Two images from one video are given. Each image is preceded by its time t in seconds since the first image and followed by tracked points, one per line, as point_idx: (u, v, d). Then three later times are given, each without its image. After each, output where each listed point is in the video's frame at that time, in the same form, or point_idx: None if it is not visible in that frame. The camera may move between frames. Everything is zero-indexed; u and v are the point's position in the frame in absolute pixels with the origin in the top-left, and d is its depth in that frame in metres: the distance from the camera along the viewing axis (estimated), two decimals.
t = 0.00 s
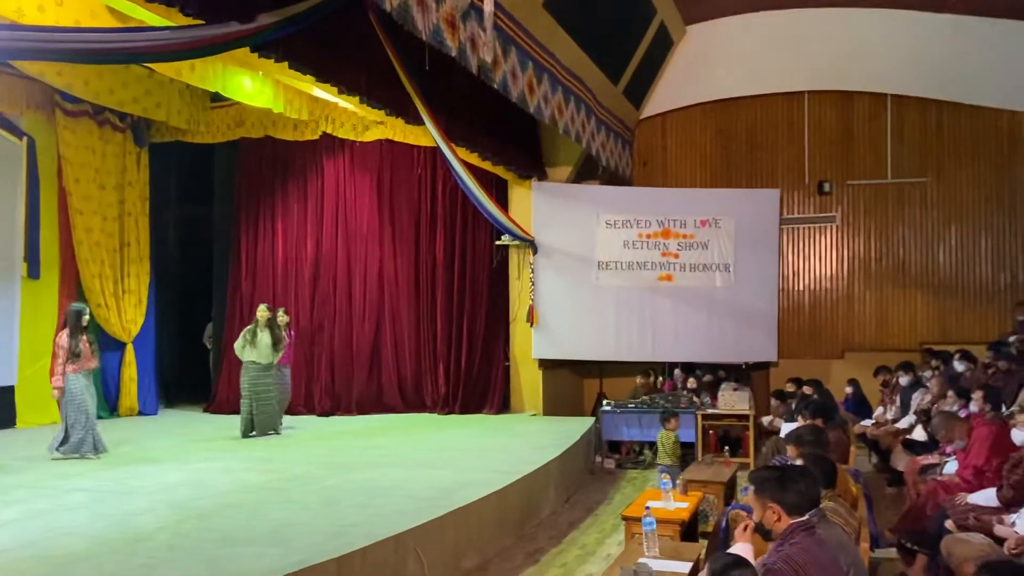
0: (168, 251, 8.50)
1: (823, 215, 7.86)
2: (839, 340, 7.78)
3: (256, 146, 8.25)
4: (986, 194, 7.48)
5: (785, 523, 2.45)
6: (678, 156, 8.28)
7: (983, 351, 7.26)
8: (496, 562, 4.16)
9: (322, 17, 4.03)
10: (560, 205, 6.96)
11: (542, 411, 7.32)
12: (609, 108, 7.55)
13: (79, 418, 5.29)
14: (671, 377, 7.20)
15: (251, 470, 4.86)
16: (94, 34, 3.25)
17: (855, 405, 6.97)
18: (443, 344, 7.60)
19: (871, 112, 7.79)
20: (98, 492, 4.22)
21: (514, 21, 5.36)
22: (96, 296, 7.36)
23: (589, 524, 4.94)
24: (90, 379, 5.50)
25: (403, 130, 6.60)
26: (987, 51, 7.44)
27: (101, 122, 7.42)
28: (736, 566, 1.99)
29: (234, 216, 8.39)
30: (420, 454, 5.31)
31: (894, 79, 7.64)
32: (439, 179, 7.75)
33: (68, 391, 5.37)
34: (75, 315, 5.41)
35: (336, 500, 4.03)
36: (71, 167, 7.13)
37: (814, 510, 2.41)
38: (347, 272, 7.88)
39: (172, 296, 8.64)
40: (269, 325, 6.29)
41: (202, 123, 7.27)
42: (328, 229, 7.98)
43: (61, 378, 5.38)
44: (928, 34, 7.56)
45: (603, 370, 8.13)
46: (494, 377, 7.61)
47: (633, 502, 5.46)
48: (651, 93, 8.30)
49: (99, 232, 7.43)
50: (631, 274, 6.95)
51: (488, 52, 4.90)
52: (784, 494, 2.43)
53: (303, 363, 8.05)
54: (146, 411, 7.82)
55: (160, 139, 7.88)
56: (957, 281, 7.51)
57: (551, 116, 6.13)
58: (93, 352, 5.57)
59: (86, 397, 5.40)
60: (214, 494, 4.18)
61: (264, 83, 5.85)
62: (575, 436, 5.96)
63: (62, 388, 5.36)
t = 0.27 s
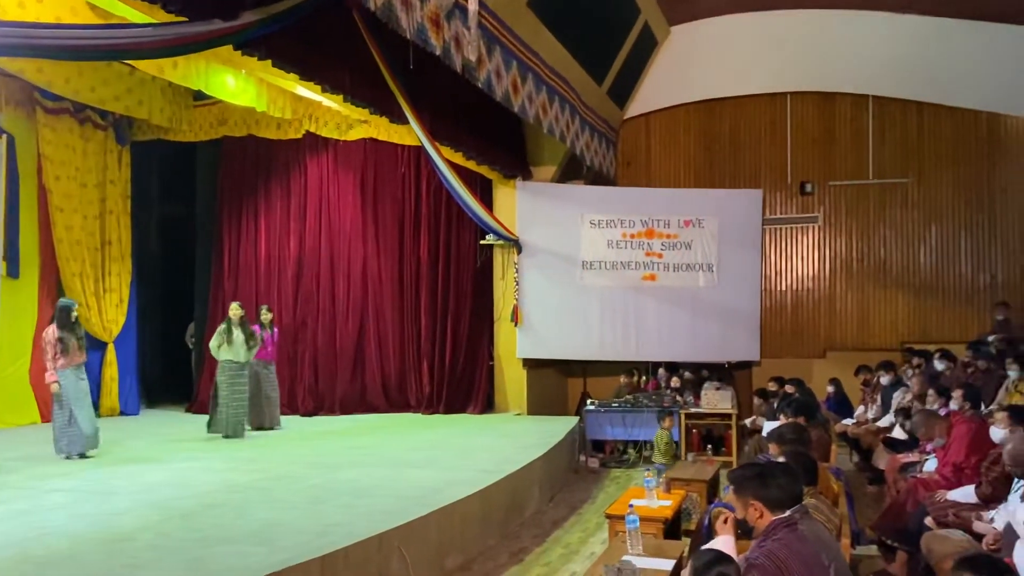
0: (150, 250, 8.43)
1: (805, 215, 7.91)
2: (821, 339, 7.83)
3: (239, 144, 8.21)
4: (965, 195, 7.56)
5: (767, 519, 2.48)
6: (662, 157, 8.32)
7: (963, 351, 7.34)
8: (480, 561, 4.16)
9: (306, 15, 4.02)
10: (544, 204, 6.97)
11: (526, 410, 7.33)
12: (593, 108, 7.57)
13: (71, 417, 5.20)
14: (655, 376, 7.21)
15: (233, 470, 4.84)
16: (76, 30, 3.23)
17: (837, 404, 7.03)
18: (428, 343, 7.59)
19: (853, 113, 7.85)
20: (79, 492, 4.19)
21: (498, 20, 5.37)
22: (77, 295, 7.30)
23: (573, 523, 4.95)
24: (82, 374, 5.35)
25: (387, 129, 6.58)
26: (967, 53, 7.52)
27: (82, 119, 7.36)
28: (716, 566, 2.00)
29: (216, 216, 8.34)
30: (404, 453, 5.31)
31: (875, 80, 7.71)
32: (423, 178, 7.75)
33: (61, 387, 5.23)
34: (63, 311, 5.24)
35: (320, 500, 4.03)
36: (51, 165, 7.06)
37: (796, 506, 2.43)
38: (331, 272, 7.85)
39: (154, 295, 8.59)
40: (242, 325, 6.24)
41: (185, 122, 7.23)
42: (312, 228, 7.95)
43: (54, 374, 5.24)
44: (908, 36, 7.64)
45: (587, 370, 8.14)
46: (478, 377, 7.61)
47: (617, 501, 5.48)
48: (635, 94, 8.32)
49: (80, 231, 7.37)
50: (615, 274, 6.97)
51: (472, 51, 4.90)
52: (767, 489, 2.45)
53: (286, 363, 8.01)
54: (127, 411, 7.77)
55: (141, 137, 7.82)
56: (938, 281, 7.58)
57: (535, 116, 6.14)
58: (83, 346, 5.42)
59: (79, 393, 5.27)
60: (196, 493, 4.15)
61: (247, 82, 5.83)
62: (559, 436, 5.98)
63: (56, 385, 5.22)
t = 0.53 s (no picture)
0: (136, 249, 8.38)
1: (792, 215, 7.95)
2: (808, 339, 7.88)
3: (227, 143, 8.19)
4: (951, 196, 7.62)
5: (754, 518, 2.49)
6: (650, 157, 8.34)
7: (948, 350, 7.39)
8: (468, 560, 4.16)
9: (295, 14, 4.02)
10: (532, 204, 6.98)
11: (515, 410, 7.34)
12: (582, 108, 7.58)
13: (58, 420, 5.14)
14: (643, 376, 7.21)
15: (221, 470, 4.83)
16: (61, 29, 3.21)
17: (823, 404, 7.06)
18: (416, 343, 7.59)
19: (840, 114, 7.90)
20: (66, 493, 4.17)
21: (487, 20, 5.37)
22: (63, 295, 7.26)
23: (562, 522, 4.96)
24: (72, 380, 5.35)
25: (376, 128, 6.57)
26: (953, 54, 7.57)
27: (69, 118, 7.32)
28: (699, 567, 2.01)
29: (204, 215, 8.31)
30: (392, 453, 5.31)
31: (862, 81, 7.76)
32: (412, 178, 7.75)
33: (45, 390, 5.21)
34: (52, 316, 5.19)
35: (309, 499, 4.02)
36: (37, 164, 7.02)
37: (783, 504, 2.45)
38: (319, 272, 7.84)
39: (141, 295, 8.55)
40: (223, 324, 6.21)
41: (172, 121, 7.21)
42: (300, 227, 7.93)
43: (38, 377, 5.23)
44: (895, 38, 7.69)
45: (576, 369, 8.16)
46: (466, 377, 7.61)
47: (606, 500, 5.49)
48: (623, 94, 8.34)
49: (66, 231, 7.33)
50: (603, 274, 6.99)
51: (461, 50, 4.90)
52: (754, 487, 2.46)
53: (275, 363, 7.99)
54: (115, 412, 7.73)
55: (129, 136, 7.79)
56: (923, 281, 7.64)
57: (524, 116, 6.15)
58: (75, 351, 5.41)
59: (69, 396, 5.26)
60: (184, 493, 4.14)
61: (235, 81, 5.81)
62: (548, 435, 5.99)
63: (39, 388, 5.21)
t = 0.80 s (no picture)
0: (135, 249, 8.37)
1: (790, 215, 7.96)
2: (806, 339, 7.89)
3: (226, 143, 8.18)
4: (948, 196, 7.64)
5: (751, 516, 2.49)
6: (649, 157, 8.35)
7: (946, 349, 7.40)
8: (467, 560, 4.17)
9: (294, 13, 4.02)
10: (531, 205, 6.99)
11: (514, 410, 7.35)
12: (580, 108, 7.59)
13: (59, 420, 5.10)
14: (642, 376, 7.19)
15: (220, 470, 4.83)
16: (59, 29, 3.22)
17: (821, 404, 7.08)
18: (415, 343, 7.59)
19: (838, 114, 7.91)
20: (65, 493, 4.17)
21: (485, 20, 5.38)
22: (61, 295, 7.25)
23: (560, 522, 4.97)
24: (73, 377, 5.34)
25: (374, 128, 6.58)
26: (951, 55, 7.59)
27: (67, 119, 7.31)
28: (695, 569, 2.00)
29: (202, 216, 8.31)
30: (391, 452, 5.31)
31: (859, 81, 7.77)
32: (410, 178, 7.76)
33: (48, 388, 5.22)
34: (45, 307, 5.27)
35: (307, 499, 4.03)
36: (36, 164, 7.02)
37: (780, 502, 2.46)
38: (318, 272, 7.84)
39: (139, 295, 8.54)
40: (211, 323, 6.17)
41: (171, 121, 7.21)
42: (299, 228, 7.93)
43: (42, 374, 5.22)
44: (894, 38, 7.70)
45: (574, 369, 8.17)
46: (465, 377, 7.62)
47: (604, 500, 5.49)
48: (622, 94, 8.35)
49: (65, 231, 7.32)
50: (601, 274, 7.00)
51: (459, 50, 4.91)
52: (753, 486, 2.46)
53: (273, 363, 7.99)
54: (113, 412, 7.73)
55: (127, 137, 7.79)
56: (921, 281, 7.65)
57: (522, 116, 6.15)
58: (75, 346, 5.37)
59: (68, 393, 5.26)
60: (183, 493, 4.15)
61: (233, 81, 5.81)
62: (547, 435, 6.00)
63: (43, 385, 5.21)
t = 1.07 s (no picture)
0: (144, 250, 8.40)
1: (799, 215, 7.94)
2: (814, 339, 7.86)
3: (235, 144, 8.21)
4: (957, 195, 7.61)
5: (762, 515, 2.49)
6: (657, 157, 8.34)
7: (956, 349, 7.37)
8: (475, 560, 4.17)
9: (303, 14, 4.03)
10: (539, 205, 6.99)
11: (522, 410, 7.35)
12: (588, 108, 7.58)
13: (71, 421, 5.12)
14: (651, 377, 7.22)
15: (229, 470, 4.84)
16: (69, 31, 3.22)
17: (830, 404, 7.06)
18: (423, 344, 7.60)
19: (846, 114, 7.89)
20: (75, 493, 4.19)
21: (493, 21, 5.38)
22: (71, 296, 7.28)
23: (569, 522, 4.97)
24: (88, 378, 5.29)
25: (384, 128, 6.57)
26: (961, 53, 7.55)
27: (77, 120, 7.35)
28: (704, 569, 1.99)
29: (211, 216, 8.34)
30: (399, 453, 5.32)
31: (868, 80, 7.74)
32: (418, 178, 7.76)
33: (69, 391, 5.18)
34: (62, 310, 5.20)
35: (316, 499, 4.03)
36: (46, 166, 7.06)
37: (791, 503, 2.45)
38: (326, 272, 7.85)
39: (148, 296, 8.57)
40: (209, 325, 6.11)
41: (180, 122, 7.23)
42: (307, 228, 7.95)
43: (61, 377, 5.18)
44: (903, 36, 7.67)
45: (582, 370, 8.16)
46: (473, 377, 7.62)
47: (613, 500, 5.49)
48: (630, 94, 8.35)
49: (74, 232, 7.36)
50: (609, 274, 6.99)
51: (467, 51, 4.91)
52: (767, 487, 2.45)
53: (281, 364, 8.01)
54: (123, 412, 7.76)
55: (137, 138, 7.82)
56: (930, 281, 7.62)
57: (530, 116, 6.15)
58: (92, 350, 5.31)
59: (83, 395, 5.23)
60: (192, 493, 4.16)
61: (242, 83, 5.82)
62: (555, 435, 6.00)
63: (63, 387, 5.17)
